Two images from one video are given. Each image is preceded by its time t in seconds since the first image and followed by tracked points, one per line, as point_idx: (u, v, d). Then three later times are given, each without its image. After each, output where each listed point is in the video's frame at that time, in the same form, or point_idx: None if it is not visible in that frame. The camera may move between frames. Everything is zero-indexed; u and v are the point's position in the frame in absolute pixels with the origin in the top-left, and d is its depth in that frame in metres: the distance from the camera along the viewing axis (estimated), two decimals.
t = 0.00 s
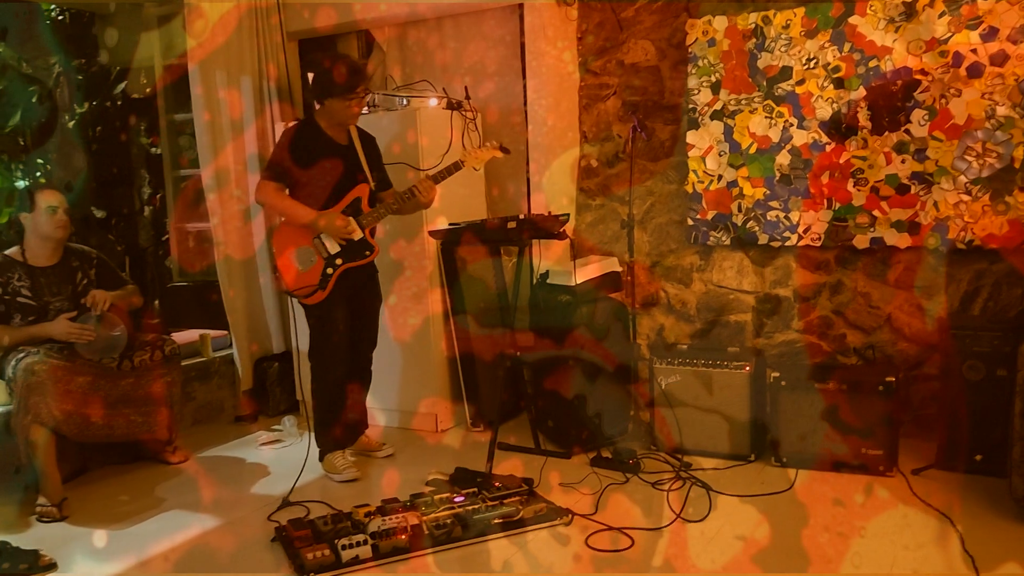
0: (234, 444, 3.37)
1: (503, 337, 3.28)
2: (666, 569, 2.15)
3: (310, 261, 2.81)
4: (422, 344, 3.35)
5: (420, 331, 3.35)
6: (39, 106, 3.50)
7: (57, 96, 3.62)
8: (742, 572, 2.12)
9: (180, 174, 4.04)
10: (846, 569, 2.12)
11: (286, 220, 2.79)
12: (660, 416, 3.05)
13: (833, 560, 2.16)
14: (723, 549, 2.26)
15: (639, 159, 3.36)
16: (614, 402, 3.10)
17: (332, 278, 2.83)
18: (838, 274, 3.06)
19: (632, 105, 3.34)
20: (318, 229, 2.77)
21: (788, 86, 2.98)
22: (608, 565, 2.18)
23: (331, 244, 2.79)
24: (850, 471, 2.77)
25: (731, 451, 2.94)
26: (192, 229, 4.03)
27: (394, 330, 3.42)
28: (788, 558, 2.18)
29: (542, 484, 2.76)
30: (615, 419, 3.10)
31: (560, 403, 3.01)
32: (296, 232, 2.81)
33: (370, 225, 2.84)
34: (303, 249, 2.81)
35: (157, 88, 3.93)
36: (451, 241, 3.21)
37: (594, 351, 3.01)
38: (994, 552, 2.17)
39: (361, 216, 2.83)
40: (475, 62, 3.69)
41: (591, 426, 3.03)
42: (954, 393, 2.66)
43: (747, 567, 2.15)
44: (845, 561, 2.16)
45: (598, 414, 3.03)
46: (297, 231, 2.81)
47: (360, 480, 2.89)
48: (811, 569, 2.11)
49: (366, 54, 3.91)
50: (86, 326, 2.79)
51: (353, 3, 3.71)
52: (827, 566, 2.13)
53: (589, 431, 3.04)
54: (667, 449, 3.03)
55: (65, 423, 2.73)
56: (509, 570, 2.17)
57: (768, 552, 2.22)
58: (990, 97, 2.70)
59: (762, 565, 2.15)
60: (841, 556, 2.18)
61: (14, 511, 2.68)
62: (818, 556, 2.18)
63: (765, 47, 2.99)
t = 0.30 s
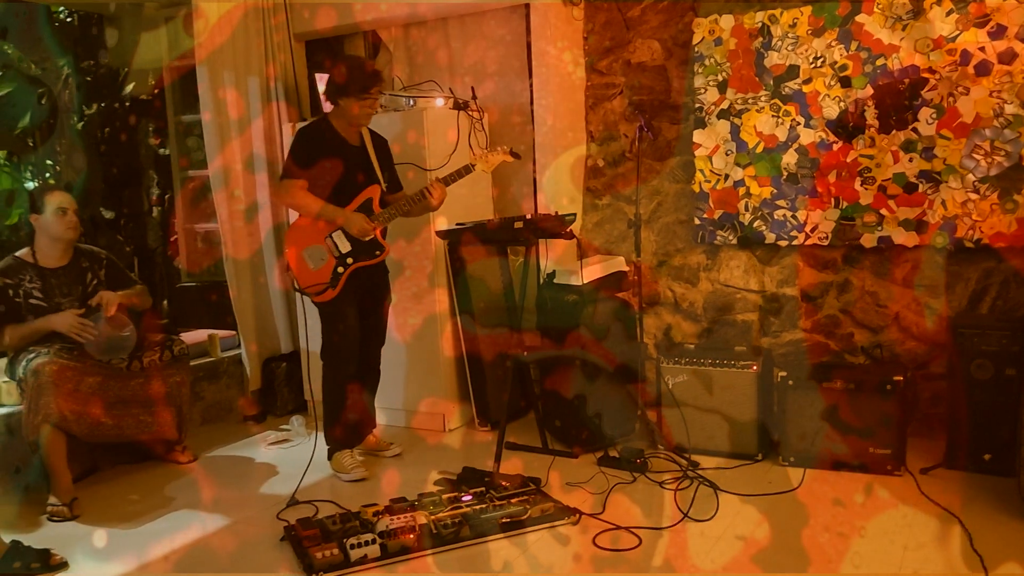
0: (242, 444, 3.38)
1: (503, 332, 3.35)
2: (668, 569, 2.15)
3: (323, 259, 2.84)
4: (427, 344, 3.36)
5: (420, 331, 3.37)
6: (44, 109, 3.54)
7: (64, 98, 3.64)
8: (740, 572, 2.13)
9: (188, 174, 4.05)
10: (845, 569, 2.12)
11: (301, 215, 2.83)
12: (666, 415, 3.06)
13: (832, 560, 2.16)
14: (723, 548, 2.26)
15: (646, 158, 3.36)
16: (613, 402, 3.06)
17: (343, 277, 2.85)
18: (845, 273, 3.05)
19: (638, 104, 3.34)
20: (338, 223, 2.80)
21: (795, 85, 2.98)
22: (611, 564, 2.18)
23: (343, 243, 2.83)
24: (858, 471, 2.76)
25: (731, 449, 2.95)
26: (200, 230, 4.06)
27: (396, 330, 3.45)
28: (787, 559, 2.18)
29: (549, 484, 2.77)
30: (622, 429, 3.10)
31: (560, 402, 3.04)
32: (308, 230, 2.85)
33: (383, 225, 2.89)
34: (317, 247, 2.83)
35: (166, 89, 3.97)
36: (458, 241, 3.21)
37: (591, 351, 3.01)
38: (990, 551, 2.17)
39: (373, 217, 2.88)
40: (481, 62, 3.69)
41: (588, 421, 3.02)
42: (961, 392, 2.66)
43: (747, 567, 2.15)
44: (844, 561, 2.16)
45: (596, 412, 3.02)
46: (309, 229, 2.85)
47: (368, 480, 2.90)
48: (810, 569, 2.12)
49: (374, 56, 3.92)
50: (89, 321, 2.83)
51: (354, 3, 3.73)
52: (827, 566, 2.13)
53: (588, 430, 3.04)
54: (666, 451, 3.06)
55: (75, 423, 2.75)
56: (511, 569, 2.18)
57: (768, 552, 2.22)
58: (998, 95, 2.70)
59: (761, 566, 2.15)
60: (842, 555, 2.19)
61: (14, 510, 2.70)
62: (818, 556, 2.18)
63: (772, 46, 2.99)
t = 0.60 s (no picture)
0: (248, 445, 3.39)
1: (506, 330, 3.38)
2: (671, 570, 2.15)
3: (333, 259, 2.86)
4: (431, 344, 3.37)
5: (420, 331, 3.39)
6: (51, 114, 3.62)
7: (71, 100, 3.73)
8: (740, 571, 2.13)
9: (195, 176, 3.99)
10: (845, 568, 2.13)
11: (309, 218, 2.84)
12: (670, 416, 3.06)
13: (830, 561, 2.16)
14: (723, 547, 2.27)
15: (651, 159, 3.36)
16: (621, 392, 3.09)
17: (353, 277, 2.88)
18: (850, 273, 3.05)
19: (643, 105, 3.34)
20: (343, 225, 2.81)
21: (800, 85, 2.98)
22: (613, 564, 2.19)
23: (352, 243, 2.85)
24: (863, 471, 2.76)
25: (732, 449, 2.96)
26: (207, 233, 4.01)
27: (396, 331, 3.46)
28: (788, 559, 2.18)
29: (555, 484, 2.78)
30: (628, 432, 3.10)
31: (560, 403, 3.06)
32: (316, 231, 2.86)
33: (391, 227, 2.91)
34: (325, 248, 2.86)
35: (171, 88, 3.94)
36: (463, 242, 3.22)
37: (590, 350, 3.04)
38: (990, 551, 2.17)
39: (383, 219, 2.89)
40: (486, 63, 3.69)
41: (587, 421, 3.04)
42: (967, 392, 2.65)
43: (748, 567, 2.15)
44: (844, 561, 2.16)
45: (596, 413, 3.03)
46: (317, 230, 2.85)
47: (375, 481, 2.90)
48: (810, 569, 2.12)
49: (379, 57, 3.93)
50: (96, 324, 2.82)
51: (354, 3, 3.75)
52: (827, 566, 2.13)
53: (590, 430, 3.04)
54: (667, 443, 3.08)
55: (82, 425, 2.77)
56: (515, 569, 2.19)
57: (769, 552, 2.22)
58: (1003, 94, 2.69)
59: (763, 566, 2.15)
60: (846, 555, 2.19)
61: (18, 511, 2.71)
62: (821, 556, 2.19)
63: (777, 46, 2.99)
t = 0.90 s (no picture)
0: (252, 446, 3.40)
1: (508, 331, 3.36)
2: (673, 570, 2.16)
3: (338, 259, 2.87)
4: (434, 346, 3.38)
5: (422, 330, 3.41)
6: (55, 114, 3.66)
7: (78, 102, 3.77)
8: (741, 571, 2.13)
9: (200, 178, 4.01)
10: (845, 567, 2.12)
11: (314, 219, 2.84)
12: (673, 416, 3.05)
13: (830, 560, 2.16)
14: (724, 547, 2.27)
15: (653, 159, 3.36)
16: (620, 403, 3.06)
17: (359, 277, 2.88)
18: (854, 273, 3.05)
19: (646, 106, 3.34)
20: (346, 227, 2.82)
21: (802, 85, 2.97)
22: (614, 563, 2.20)
23: (358, 244, 2.85)
24: (867, 471, 2.76)
25: (732, 450, 2.96)
26: (210, 235, 4.04)
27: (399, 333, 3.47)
28: (789, 559, 2.18)
29: (558, 484, 2.78)
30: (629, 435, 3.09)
31: (562, 403, 3.07)
32: (322, 232, 2.87)
33: (395, 227, 2.91)
34: (332, 248, 2.87)
35: (174, 89, 3.95)
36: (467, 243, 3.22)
37: (590, 350, 3.04)
38: (991, 551, 2.16)
39: (387, 219, 2.89)
40: (488, 64, 3.69)
41: (587, 421, 3.04)
42: (971, 391, 2.64)
43: (749, 567, 2.15)
44: (845, 561, 2.16)
45: (595, 413, 3.04)
46: (323, 230, 2.87)
47: (379, 481, 2.91)
48: (810, 569, 2.12)
49: (382, 59, 3.93)
50: (110, 329, 2.81)
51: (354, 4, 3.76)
52: (829, 566, 2.13)
53: (590, 432, 3.04)
54: (666, 443, 3.11)
55: (87, 425, 2.78)
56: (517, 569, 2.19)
57: (770, 552, 2.22)
58: (1007, 93, 2.69)
59: (764, 566, 2.15)
60: (848, 555, 2.19)
61: (22, 513, 2.71)
62: (825, 556, 2.19)
63: (779, 46, 2.99)
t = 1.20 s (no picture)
0: (254, 447, 3.40)
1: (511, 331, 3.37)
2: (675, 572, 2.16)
3: (342, 260, 2.87)
4: (437, 346, 3.38)
5: (424, 331, 3.40)
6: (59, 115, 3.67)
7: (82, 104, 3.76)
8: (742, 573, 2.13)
9: (202, 179, 4.06)
10: (845, 569, 2.13)
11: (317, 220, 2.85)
12: (675, 416, 3.05)
13: (830, 562, 2.16)
14: (725, 548, 2.27)
15: (655, 159, 3.36)
16: (621, 404, 3.05)
17: (362, 278, 2.89)
18: (856, 273, 3.04)
19: (647, 106, 3.33)
20: (349, 228, 2.82)
21: (804, 85, 2.97)
22: (615, 564, 2.21)
23: (361, 245, 2.86)
24: (870, 471, 2.76)
25: (728, 449, 2.97)
26: (213, 234, 4.08)
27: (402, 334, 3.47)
28: (790, 561, 2.18)
29: (560, 485, 2.78)
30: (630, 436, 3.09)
31: (563, 403, 3.09)
32: (325, 233, 2.88)
33: (398, 228, 2.91)
34: (336, 249, 2.87)
35: (175, 89, 3.98)
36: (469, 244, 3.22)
37: (590, 352, 3.02)
38: (991, 553, 2.16)
39: (390, 220, 2.89)
40: (489, 64, 3.69)
41: (587, 422, 3.05)
42: (974, 392, 2.64)
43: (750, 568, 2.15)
44: (845, 562, 2.17)
45: (594, 414, 3.04)
46: (326, 230, 2.88)
47: (381, 482, 2.91)
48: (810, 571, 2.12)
49: (383, 60, 3.93)
50: (112, 330, 2.84)
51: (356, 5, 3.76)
52: (833, 567, 2.13)
53: (586, 431, 3.06)
54: (663, 442, 3.14)
55: (90, 427, 2.79)
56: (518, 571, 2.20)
57: (771, 554, 2.22)
58: (1009, 93, 2.69)
59: (765, 568, 2.15)
60: (849, 556, 2.20)
61: (24, 515, 2.71)
62: (829, 556, 2.19)
63: (781, 46, 2.98)
